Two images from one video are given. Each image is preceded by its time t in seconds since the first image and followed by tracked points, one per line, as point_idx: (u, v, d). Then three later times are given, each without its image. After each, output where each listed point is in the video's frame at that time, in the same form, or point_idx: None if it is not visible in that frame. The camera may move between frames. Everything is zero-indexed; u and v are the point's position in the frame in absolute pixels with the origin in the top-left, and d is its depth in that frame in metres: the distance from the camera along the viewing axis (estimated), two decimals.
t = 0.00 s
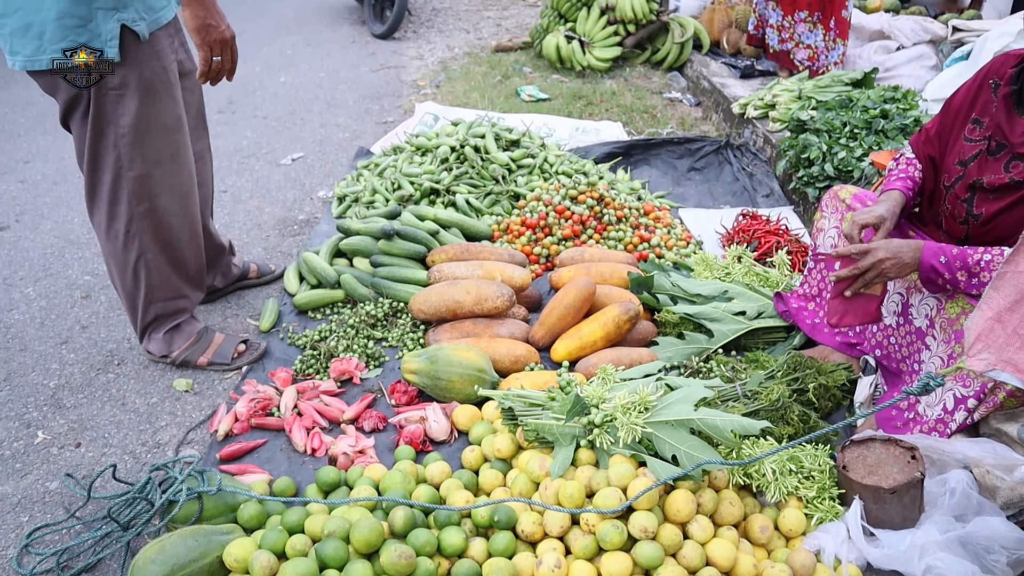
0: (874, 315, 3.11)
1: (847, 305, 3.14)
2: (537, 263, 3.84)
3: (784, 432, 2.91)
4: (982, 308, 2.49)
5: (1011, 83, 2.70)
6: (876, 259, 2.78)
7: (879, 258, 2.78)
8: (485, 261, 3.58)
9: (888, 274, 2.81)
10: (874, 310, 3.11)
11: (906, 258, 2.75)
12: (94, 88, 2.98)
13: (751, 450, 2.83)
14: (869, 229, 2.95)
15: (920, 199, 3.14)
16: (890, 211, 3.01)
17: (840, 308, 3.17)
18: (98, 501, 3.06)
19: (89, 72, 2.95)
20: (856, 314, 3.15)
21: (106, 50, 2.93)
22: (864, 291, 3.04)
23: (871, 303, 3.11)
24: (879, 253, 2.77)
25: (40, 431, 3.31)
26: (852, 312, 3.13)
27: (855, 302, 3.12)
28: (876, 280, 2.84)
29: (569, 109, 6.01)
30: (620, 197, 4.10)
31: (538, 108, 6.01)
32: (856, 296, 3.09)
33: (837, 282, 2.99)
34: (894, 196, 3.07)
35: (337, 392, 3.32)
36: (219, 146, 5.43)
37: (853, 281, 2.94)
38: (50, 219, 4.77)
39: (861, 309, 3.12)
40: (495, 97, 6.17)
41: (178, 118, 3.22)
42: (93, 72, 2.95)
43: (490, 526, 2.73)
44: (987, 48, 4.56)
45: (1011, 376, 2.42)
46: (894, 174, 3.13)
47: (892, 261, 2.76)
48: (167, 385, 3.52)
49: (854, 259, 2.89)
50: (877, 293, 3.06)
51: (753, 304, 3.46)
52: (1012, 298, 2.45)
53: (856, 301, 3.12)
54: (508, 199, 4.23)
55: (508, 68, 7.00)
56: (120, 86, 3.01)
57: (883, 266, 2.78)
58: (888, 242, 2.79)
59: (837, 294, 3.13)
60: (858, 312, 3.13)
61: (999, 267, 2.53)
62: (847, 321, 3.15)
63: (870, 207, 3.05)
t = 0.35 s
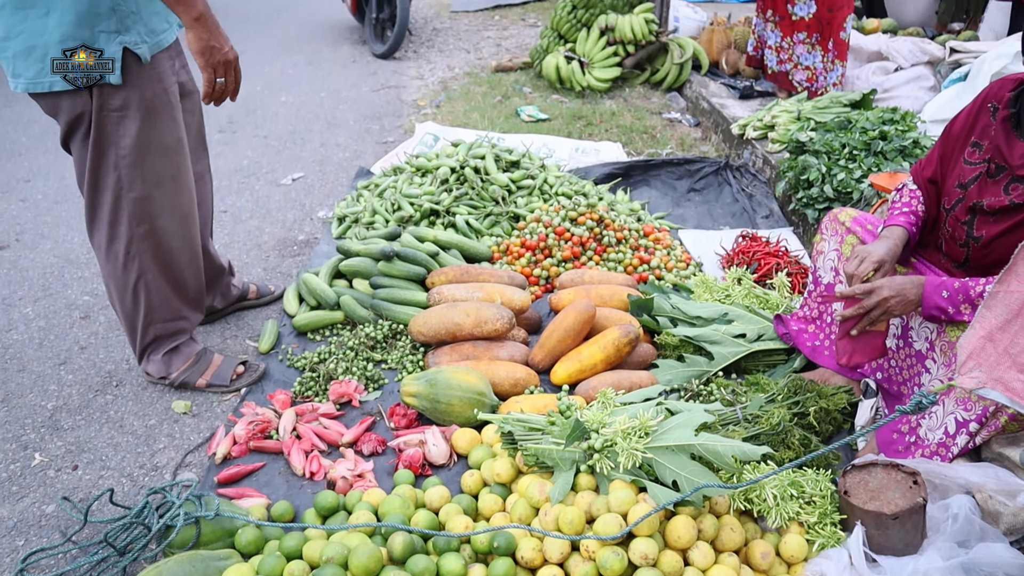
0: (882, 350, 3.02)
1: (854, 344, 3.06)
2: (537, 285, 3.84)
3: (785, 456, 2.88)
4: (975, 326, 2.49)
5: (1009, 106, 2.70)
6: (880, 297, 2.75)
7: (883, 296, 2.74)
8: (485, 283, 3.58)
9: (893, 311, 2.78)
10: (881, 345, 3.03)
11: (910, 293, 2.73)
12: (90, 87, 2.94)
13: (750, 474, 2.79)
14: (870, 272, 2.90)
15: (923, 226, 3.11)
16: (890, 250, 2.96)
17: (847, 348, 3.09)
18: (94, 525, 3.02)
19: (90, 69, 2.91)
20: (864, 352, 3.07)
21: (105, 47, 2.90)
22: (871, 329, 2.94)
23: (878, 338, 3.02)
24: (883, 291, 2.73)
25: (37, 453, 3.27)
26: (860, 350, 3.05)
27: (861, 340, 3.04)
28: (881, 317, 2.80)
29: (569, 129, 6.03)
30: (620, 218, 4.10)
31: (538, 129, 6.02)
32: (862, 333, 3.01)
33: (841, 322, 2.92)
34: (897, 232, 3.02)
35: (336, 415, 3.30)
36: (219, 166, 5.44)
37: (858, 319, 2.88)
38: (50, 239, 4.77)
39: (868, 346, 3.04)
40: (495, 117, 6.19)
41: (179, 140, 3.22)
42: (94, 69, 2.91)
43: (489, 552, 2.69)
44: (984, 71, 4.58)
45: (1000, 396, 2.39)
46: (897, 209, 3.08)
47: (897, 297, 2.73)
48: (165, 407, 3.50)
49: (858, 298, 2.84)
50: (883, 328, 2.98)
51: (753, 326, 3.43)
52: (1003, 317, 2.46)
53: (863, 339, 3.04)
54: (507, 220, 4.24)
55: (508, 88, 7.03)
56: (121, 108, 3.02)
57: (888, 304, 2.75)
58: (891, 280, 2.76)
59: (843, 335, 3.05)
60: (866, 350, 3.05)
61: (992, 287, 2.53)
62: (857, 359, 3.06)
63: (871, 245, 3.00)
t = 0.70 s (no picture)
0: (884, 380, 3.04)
1: (858, 378, 3.05)
2: (537, 306, 3.84)
3: (785, 479, 2.86)
4: (966, 346, 2.46)
5: (1010, 129, 2.70)
6: (880, 333, 2.76)
7: (883, 332, 2.76)
8: (484, 305, 3.57)
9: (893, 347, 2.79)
10: (882, 375, 3.05)
11: (909, 329, 2.75)
12: (89, 87, 2.91)
13: (751, 497, 2.78)
14: (859, 309, 2.92)
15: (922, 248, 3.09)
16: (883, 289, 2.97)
17: (850, 383, 3.07)
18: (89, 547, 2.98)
19: (90, 69, 2.91)
20: (867, 384, 3.07)
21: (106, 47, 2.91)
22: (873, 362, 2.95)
23: (880, 369, 3.03)
24: (883, 327, 2.75)
25: (34, 474, 3.23)
26: (863, 382, 3.04)
27: (864, 373, 3.04)
28: (882, 353, 2.81)
29: (569, 150, 6.05)
30: (620, 239, 4.10)
31: (537, 149, 6.05)
32: (864, 367, 3.00)
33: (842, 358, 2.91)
34: (891, 268, 3.01)
35: (334, 437, 3.28)
36: (218, 185, 5.45)
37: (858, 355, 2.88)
38: (49, 258, 4.77)
39: (871, 379, 3.04)
40: (494, 137, 6.21)
41: (179, 161, 3.22)
42: (94, 69, 2.90)
43: None
44: (980, 93, 4.63)
45: (990, 414, 2.32)
46: (894, 243, 3.07)
47: (896, 333, 2.75)
48: (163, 428, 3.47)
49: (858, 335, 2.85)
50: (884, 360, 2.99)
51: (752, 348, 3.43)
52: (994, 337, 2.43)
53: (866, 372, 3.03)
54: (507, 241, 4.24)
55: (507, 108, 7.07)
56: (121, 129, 3.03)
57: (888, 339, 2.76)
58: (890, 315, 2.78)
59: (846, 370, 3.02)
60: (869, 382, 3.05)
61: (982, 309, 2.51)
62: (861, 392, 3.04)
63: (864, 281, 3.00)
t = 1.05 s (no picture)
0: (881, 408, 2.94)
1: (854, 409, 2.95)
2: (537, 325, 3.83)
3: (786, 501, 2.84)
4: (959, 370, 2.44)
5: (1010, 152, 2.70)
6: (879, 370, 2.76)
7: (882, 368, 2.75)
8: (484, 324, 3.57)
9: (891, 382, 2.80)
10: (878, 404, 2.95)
11: (907, 363, 2.76)
12: (89, 87, 2.92)
13: (751, 519, 2.74)
14: (861, 339, 2.90)
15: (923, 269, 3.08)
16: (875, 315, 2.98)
17: (846, 413, 2.98)
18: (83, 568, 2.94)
19: (90, 69, 2.92)
20: (863, 413, 2.97)
21: (107, 47, 2.93)
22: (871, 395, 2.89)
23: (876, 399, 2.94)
24: (882, 364, 2.75)
25: (30, 494, 3.20)
26: (861, 414, 2.94)
27: (862, 404, 2.94)
28: (881, 388, 2.81)
29: (568, 168, 6.06)
30: (619, 258, 4.11)
31: (537, 166, 6.06)
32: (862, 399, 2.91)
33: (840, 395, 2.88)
34: (883, 298, 3.01)
35: (333, 456, 3.26)
36: (218, 202, 5.46)
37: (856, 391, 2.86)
38: (47, 275, 4.77)
39: (868, 408, 2.95)
40: (494, 155, 6.23)
41: (178, 181, 3.22)
42: (94, 69, 2.92)
43: None
44: (979, 112, 4.65)
45: (982, 438, 2.30)
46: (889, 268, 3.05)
47: (895, 367, 2.76)
48: (160, 447, 3.46)
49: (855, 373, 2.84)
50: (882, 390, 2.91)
51: (752, 368, 3.42)
52: (987, 361, 2.41)
53: (862, 403, 2.94)
54: (507, 259, 4.25)
55: (507, 125, 7.09)
56: (121, 149, 3.03)
57: (888, 374, 2.76)
58: (888, 351, 2.77)
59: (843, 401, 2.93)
60: (866, 411, 2.95)
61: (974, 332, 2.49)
62: (857, 421, 2.95)
63: (860, 311, 3.01)
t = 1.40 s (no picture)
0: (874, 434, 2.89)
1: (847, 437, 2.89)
2: (537, 339, 3.83)
3: (786, 518, 2.81)
4: (954, 388, 2.42)
5: (1009, 169, 2.70)
6: (880, 405, 2.68)
7: (884, 404, 2.68)
8: (483, 338, 3.56)
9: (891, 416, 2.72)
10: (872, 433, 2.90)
11: (908, 399, 2.68)
12: (90, 86, 2.93)
13: (751, 536, 2.71)
14: (866, 352, 2.88)
15: (923, 287, 3.06)
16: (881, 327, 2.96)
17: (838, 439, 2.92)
18: None
19: (90, 69, 2.92)
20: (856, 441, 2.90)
21: (107, 47, 2.91)
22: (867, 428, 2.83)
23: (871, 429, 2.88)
24: (883, 399, 2.67)
25: (26, 508, 3.18)
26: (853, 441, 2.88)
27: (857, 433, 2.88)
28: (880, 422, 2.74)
29: (568, 181, 6.06)
30: (619, 272, 4.11)
31: (536, 179, 6.07)
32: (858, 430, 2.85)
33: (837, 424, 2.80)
34: (889, 314, 2.98)
35: (331, 471, 3.24)
36: (218, 214, 5.46)
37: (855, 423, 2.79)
38: (47, 287, 4.77)
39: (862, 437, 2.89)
40: (494, 168, 6.23)
41: (177, 196, 3.22)
42: (94, 69, 2.93)
43: None
44: (978, 126, 4.68)
45: (977, 457, 2.31)
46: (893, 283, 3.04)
47: (896, 403, 2.68)
48: (158, 461, 3.44)
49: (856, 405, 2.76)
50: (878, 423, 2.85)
51: (752, 383, 3.41)
52: (982, 379, 2.40)
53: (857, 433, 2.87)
54: (506, 273, 4.25)
55: (507, 138, 7.11)
56: (119, 164, 3.03)
57: (888, 409, 2.69)
58: (890, 386, 2.69)
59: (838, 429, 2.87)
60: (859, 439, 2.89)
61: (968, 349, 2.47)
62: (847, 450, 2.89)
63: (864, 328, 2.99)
